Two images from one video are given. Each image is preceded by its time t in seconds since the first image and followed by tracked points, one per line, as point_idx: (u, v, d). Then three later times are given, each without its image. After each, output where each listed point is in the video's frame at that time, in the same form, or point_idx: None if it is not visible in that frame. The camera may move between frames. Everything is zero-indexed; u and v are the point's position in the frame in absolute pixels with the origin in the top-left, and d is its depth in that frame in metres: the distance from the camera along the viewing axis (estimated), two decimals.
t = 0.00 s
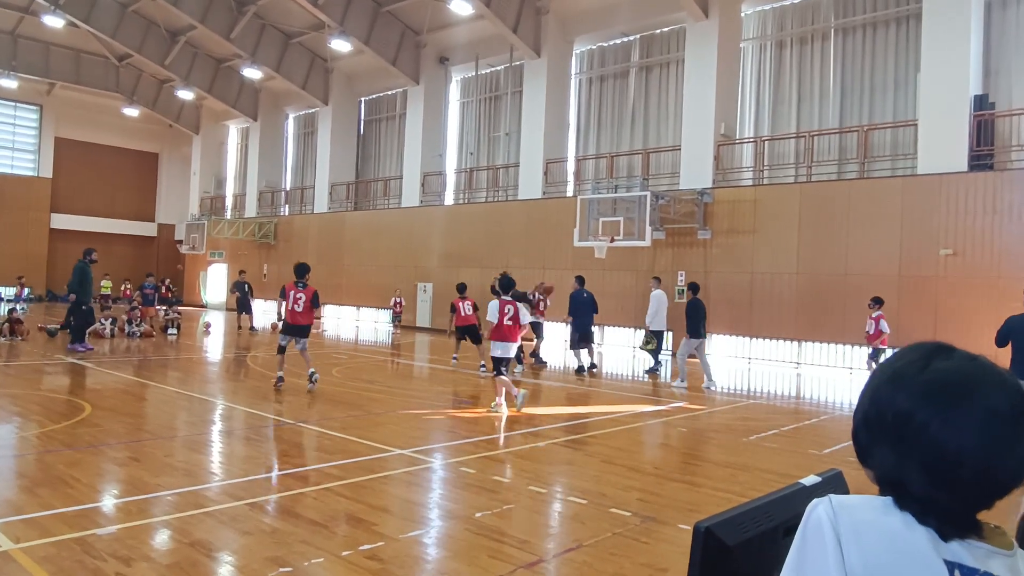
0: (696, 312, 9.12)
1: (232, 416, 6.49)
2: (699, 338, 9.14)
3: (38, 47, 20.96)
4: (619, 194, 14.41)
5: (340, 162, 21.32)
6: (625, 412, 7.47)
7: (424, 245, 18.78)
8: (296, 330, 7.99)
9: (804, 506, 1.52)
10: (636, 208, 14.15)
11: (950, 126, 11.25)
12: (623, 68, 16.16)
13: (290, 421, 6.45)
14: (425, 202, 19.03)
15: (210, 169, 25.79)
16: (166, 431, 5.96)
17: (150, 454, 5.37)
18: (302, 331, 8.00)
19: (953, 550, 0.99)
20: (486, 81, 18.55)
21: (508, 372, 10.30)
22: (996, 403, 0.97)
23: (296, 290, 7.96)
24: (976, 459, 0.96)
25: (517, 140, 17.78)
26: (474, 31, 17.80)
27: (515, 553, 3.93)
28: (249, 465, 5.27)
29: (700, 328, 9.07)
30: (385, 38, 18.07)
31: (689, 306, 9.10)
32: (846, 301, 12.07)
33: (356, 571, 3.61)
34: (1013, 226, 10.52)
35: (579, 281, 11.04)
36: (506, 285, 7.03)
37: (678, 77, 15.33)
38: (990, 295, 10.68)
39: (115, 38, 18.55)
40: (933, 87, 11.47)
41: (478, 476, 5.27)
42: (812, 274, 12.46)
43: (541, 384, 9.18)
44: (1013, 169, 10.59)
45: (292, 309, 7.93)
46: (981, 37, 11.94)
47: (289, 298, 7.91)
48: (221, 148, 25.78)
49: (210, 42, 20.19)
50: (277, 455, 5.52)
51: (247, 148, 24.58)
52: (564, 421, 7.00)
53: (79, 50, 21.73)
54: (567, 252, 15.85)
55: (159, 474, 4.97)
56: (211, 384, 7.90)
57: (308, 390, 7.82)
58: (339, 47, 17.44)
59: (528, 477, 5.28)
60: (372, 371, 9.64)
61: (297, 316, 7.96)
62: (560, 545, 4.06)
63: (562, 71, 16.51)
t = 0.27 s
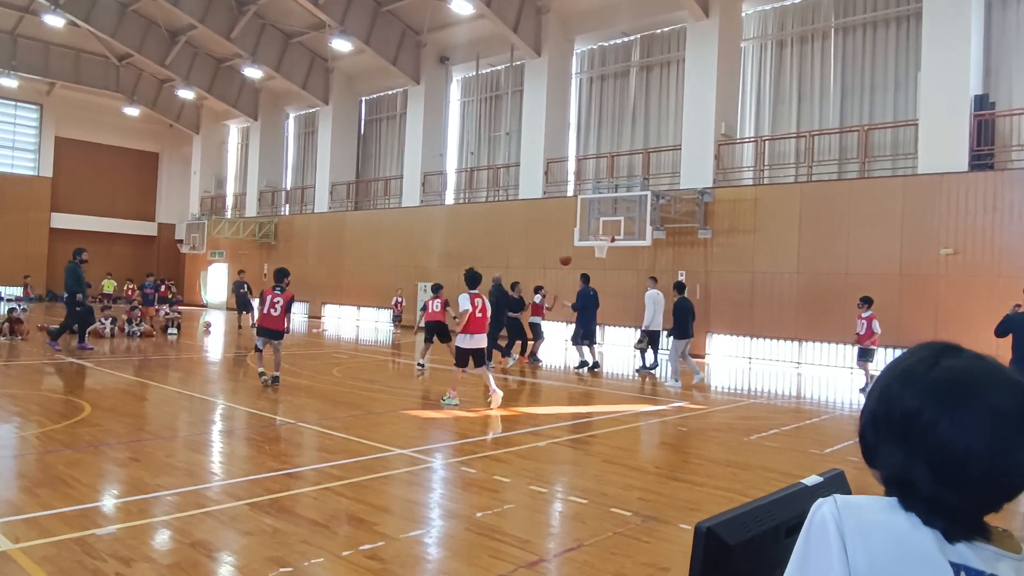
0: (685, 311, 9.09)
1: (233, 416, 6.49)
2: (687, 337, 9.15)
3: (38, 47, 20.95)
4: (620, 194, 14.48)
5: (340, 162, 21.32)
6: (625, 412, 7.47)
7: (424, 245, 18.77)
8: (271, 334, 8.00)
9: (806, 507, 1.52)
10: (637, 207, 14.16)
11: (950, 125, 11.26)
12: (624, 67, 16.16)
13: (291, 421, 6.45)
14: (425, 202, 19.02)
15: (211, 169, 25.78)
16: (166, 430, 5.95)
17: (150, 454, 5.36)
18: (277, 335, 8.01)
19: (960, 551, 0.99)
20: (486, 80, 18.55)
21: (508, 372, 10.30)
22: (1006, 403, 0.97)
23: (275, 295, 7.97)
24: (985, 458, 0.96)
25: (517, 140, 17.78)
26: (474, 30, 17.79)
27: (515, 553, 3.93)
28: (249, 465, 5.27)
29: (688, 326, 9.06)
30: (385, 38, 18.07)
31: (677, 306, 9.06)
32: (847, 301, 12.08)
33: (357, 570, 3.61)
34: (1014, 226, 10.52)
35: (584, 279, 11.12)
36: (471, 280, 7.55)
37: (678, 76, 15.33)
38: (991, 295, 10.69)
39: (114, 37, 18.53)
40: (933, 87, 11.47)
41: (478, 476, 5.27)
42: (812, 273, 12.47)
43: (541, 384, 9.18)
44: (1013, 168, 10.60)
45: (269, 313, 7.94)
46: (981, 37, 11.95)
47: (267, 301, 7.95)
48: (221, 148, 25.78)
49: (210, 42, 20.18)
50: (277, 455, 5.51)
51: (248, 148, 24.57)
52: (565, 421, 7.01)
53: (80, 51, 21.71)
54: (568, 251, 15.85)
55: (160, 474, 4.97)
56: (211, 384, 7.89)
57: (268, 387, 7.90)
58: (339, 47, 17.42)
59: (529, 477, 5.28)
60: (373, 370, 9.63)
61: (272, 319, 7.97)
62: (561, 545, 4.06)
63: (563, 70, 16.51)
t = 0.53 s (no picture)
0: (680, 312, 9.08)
1: (234, 418, 6.49)
2: (682, 339, 9.14)
3: (37, 47, 20.89)
4: (620, 196, 14.49)
5: (340, 163, 21.29)
6: (625, 413, 7.47)
7: (424, 246, 18.75)
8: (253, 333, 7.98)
9: (810, 511, 1.52)
10: (637, 209, 14.15)
11: (951, 126, 11.25)
12: (624, 69, 16.13)
13: (291, 423, 6.45)
14: (426, 203, 19.00)
15: (211, 168, 25.77)
16: (167, 432, 5.96)
17: (151, 456, 5.36)
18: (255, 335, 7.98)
19: (965, 555, 0.98)
20: (486, 82, 18.53)
21: (508, 373, 10.30)
22: (1007, 404, 0.97)
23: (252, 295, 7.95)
24: (987, 460, 0.96)
25: (518, 141, 17.76)
26: (474, 32, 17.75)
27: (516, 555, 3.93)
28: (250, 466, 5.28)
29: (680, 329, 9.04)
30: (385, 38, 18.04)
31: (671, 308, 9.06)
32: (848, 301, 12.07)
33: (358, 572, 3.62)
34: (1014, 226, 10.52)
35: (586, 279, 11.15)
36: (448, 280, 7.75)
37: (679, 78, 15.30)
38: (992, 295, 10.69)
39: (114, 38, 18.50)
40: (934, 87, 11.46)
41: (479, 477, 5.27)
42: (812, 273, 12.46)
43: (541, 385, 9.19)
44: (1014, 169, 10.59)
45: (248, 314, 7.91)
46: (982, 39, 11.94)
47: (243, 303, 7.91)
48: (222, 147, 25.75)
49: (209, 42, 20.14)
50: (278, 456, 5.52)
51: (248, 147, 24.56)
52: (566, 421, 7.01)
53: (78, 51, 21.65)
54: (568, 254, 15.82)
55: (161, 476, 4.97)
56: (212, 386, 7.89)
57: (221, 381, 7.99)
58: (339, 48, 17.38)
59: (529, 479, 5.28)
60: (374, 372, 9.64)
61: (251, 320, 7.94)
62: (562, 547, 4.07)
63: (563, 72, 16.49)
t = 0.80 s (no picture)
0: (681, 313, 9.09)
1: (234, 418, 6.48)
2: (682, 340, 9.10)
3: (37, 47, 20.88)
4: (621, 197, 14.53)
5: (341, 163, 21.29)
6: (626, 415, 7.47)
7: (425, 246, 18.74)
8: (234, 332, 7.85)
9: (812, 513, 1.51)
10: (638, 210, 14.17)
11: (951, 128, 11.26)
12: (625, 70, 16.15)
13: (291, 424, 6.44)
14: (426, 204, 18.99)
15: (211, 169, 25.76)
16: (167, 433, 5.95)
17: (152, 456, 5.35)
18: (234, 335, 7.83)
19: (968, 558, 0.98)
20: (487, 82, 18.54)
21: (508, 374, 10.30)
22: (1004, 406, 0.96)
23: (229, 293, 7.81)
24: (987, 460, 0.95)
25: (519, 141, 17.75)
26: (476, 32, 17.76)
27: (517, 556, 3.92)
28: (250, 467, 5.26)
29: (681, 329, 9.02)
30: (387, 39, 18.04)
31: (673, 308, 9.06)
32: (848, 303, 12.08)
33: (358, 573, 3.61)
34: (1015, 228, 10.53)
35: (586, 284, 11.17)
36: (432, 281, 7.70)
37: (680, 78, 15.32)
38: (991, 297, 10.70)
39: (115, 38, 18.50)
40: (935, 89, 11.48)
41: (479, 479, 5.26)
42: (813, 275, 12.47)
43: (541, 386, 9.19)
44: (1015, 171, 10.60)
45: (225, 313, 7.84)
46: (983, 41, 11.95)
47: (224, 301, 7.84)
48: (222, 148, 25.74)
49: (210, 43, 20.14)
50: (278, 457, 5.51)
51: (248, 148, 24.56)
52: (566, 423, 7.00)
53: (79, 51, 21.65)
54: (569, 255, 15.82)
55: (161, 477, 4.96)
56: (212, 387, 7.88)
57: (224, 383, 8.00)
58: (340, 48, 17.40)
59: (530, 480, 5.28)
60: (374, 372, 9.63)
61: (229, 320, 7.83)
62: (562, 548, 4.06)
63: (565, 73, 16.50)
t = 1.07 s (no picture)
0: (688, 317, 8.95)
1: (234, 419, 6.48)
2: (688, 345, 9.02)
3: (38, 47, 20.86)
4: (621, 198, 14.57)
5: (342, 164, 21.28)
6: (625, 416, 7.47)
7: (425, 247, 18.73)
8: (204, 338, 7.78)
9: (809, 516, 1.52)
10: (639, 211, 14.17)
11: (951, 129, 11.26)
12: (626, 71, 16.14)
13: (291, 424, 6.44)
14: (427, 205, 18.97)
15: (212, 168, 25.74)
16: (167, 433, 5.94)
17: (152, 456, 5.35)
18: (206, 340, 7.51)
19: (960, 559, 0.98)
20: (488, 83, 18.53)
21: (508, 375, 10.29)
22: (993, 408, 0.97)
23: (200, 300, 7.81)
24: (979, 463, 0.95)
25: (519, 143, 17.74)
26: (476, 33, 17.75)
27: (515, 557, 3.92)
28: (250, 467, 5.26)
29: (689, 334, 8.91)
30: (387, 39, 18.03)
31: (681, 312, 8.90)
32: (848, 304, 12.08)
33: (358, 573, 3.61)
34: (1015, 231, 10.53)
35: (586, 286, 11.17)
36: (414, 289, 7.63)
37: (681, 80, 15.32)
38: (991, 299, 10.70)
39: (115, 39, 18.49)
40: (935, 91, 11.48)
41: (479, 479, 5.26)
42: (813, 276, 12.46)
43: (541, 387, 9.18)
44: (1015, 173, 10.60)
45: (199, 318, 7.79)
46: (984, 43, 11.95)
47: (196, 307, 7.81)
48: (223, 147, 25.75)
49: (211, 43, 20.11)
50: (278, 457, 5.51)
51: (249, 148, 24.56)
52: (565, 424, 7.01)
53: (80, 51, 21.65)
54: (570, 256, 15.80)
55: (161, 477, 4.96)
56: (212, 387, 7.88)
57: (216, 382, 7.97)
58: (340, 49, 17.39)
59: (529, 481, 5.28)
60: (374, 373, 9.63)
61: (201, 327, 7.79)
62: (561, 549, 4.06)
63: (565, 74, 16.49)
